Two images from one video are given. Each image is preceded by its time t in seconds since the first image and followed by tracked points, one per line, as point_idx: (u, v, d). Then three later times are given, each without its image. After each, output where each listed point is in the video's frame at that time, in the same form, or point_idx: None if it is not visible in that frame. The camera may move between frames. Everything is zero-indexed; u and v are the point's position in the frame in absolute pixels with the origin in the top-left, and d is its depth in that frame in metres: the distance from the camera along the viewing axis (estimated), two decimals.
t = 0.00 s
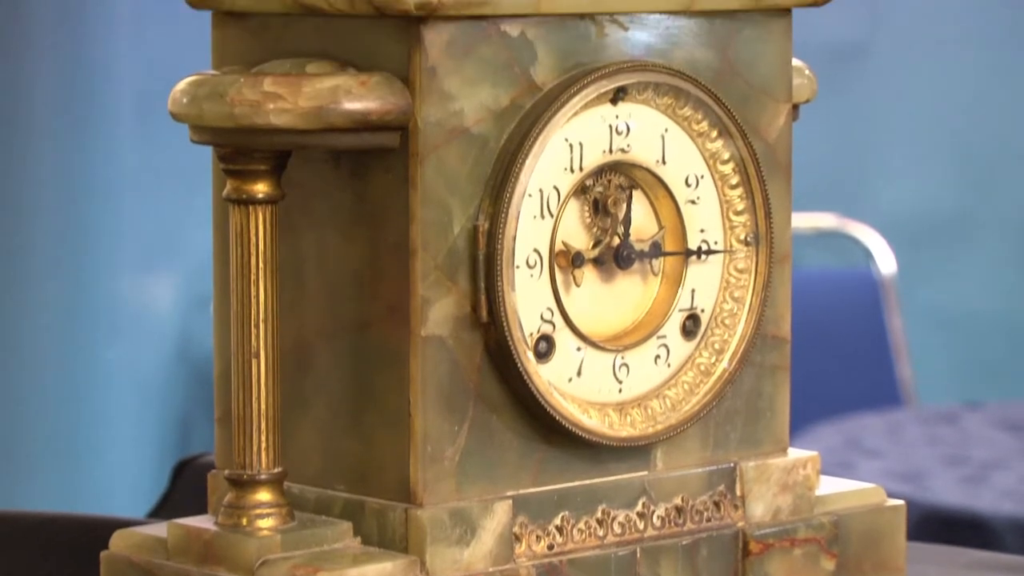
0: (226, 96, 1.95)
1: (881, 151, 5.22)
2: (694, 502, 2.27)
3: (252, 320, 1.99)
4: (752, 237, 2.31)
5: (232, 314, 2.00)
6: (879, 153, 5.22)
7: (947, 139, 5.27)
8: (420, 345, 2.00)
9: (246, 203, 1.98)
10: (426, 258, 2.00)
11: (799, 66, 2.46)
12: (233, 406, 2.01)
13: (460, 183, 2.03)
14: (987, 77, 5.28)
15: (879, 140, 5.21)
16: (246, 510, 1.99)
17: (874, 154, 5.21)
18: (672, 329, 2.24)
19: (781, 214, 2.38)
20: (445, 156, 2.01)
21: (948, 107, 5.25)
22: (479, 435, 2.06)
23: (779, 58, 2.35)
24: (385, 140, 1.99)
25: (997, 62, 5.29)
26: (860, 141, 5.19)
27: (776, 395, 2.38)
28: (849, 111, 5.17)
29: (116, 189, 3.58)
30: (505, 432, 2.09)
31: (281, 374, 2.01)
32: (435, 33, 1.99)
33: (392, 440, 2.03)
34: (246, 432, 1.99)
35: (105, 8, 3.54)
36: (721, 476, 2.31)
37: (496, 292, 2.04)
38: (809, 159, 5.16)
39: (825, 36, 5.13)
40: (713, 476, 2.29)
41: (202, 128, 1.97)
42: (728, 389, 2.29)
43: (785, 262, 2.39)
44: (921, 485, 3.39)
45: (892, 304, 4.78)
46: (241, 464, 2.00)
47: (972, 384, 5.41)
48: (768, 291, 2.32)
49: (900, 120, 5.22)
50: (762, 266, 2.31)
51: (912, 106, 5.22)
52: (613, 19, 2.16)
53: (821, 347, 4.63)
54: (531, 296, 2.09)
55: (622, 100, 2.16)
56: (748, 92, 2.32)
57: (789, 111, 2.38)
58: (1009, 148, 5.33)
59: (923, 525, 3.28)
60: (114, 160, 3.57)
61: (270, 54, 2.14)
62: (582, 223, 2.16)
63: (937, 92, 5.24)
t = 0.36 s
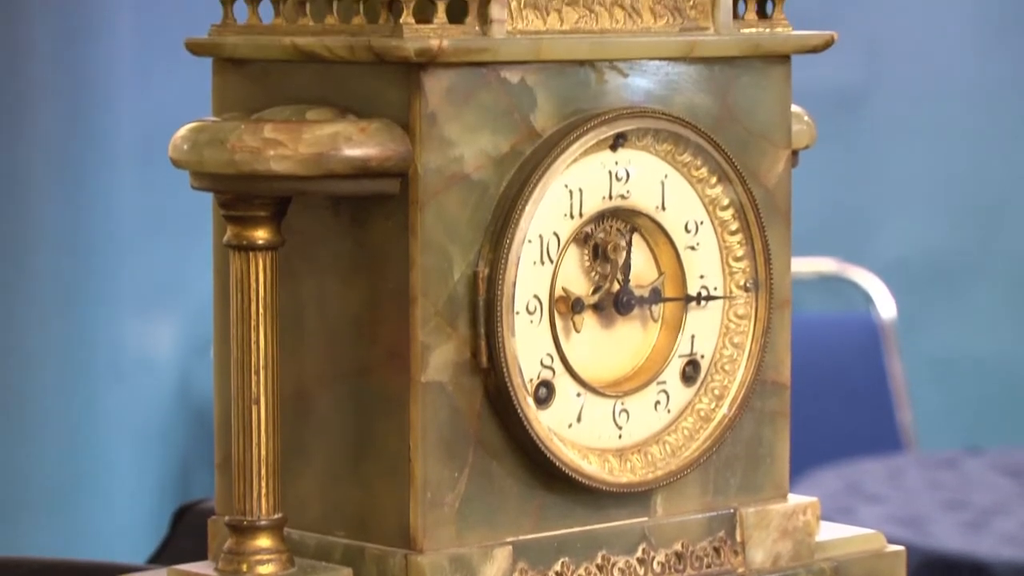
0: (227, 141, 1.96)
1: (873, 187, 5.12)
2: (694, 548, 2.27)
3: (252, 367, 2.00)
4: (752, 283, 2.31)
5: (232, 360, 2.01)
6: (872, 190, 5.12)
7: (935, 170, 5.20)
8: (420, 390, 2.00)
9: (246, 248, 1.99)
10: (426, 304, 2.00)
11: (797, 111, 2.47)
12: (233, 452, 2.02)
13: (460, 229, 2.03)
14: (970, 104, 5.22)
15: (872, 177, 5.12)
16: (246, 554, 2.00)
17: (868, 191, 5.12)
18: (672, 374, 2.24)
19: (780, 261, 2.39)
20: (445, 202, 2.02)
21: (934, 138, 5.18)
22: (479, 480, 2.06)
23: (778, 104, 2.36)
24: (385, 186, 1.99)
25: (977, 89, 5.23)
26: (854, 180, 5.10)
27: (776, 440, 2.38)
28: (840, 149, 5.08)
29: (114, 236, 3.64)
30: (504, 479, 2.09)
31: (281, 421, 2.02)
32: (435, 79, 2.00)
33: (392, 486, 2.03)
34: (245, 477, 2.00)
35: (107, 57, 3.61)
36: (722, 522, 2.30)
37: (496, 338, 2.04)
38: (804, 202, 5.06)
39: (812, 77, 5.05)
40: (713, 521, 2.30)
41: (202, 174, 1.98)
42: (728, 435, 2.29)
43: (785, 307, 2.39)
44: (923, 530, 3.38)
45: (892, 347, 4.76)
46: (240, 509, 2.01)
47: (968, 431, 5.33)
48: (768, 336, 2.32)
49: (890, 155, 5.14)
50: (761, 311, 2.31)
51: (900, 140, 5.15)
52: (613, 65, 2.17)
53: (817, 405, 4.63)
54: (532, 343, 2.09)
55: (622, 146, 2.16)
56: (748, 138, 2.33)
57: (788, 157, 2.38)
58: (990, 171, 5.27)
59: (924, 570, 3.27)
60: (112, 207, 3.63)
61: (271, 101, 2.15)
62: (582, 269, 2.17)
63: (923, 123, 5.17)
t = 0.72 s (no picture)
0: (228, 184, 1.98)
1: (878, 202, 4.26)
2: None
3: (252, 410, 2.01)
4: (752, 325, 2.31)
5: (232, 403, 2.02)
6: (880, 205, 4.26)
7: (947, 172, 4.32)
8: (420, 433, 2.01)
9: (246, 291, 2.01)
10: (427, 347, 2.01)
11: (796, 154, 2.48)
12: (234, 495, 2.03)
13: (461, 272, 2.04)
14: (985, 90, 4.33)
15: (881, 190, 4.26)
16: None
17: (875, 208, 4.26)
18: (672, 416, 2.24)
19: (781, 303, 2.39)
20: (446, 245, 2.03)
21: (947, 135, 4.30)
22: (479, 523, 2.07)
23: (778, 146, 2.36)
24: (385, 230, 2.00)
25: (994, 69, 4.34)
26: (861, 196, 4.24)
27: (776, 483, 2.38)
28: (842, 157, 4.22)
29: (118, 266, 3.24)
30: (504, 520, 2.09)
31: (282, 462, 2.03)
32: (436, 123, 2.00)
33: (391, 527, 2.05)
34: (246, 520, 2.01)
35: (106, 65, 3.18)
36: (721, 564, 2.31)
37: (496, 380, 2.04)
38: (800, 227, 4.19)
39: (821, 59, 4.13)
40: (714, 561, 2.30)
41: (202, 217, 2.00)
42: (728, 477, 2.28)
43: (785, 350, 2.39)
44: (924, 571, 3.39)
45: (892, 391, 3.98)
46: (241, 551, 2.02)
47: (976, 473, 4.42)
48: (769, 377, 2.32)
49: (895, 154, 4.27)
50: (761, 354, 2.31)
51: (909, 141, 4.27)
52: (613, 108, 2.18)
53: (817, 447, 3.91)
54: (532, 385, 2.09)
55: (622, 188, 2.17)
56: (747, 181, 2.33)
57: (788, 199, 2.38)
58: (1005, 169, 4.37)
59: None
60: (112, 236, 3.23)
61: (272, 144, 2.16)
62: (582, 312, 2.17)
63: (933, 116, 4.29)
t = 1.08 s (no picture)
0: (228, 220, 1.98)
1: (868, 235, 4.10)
2: None
3: (253, 445, 2.01)
4: (752, 360, 2.31)
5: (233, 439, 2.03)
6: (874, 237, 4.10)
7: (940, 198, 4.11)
8: (420, 468, 2.02)
9: (246, 325, 2.02)
10: (427, 383, 2.02)
11: (796, 190, 2.49)
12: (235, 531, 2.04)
13: (460, 308, 2.05)
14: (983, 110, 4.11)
15: (873, 221, 4.10)
16: None
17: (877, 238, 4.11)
18: (672, 451, 2.24)
19: (780, 338, 2.39)
20: (446, 280, 2.03)
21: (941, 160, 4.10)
22: (479, 559, 2.08)
23: (778, 182, 2.37)
24: (386, 265, 2.01)
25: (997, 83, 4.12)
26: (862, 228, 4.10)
27: (776, 517, 2.38)
28: (839, 185, 4.07)
29: (119, 305, 3.17)
30: (503, 556, 2.10)
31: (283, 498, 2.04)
32: (436, 159, 2.01)
33: (391, 563, 2.06)
34: (246, 557, 2.02)
35: (109, 101, 3.11)
36: None
37: (496, 416, 2.05)
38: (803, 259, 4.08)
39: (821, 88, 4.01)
40: None
41: (203, 251, 2.00)
42: (727, 512, 2.29)
43: (785, 385, 2.39)
44: None
45: (893, 422, 3.85)
46: None
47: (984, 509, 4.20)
48: (769, 412, 2.32)
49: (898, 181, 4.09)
50: (761, 389, 2.31)
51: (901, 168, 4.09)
52: (613, 144, 2.18)
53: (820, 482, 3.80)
54: (532, 420, 2.09)
55: (622, 224, 2.17)
56: (746, 217, 2.34)
57: (788, 235, 2.39)
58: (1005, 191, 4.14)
59: None
60: (114, 275, 3.15)
61: (273, 179, 2.18)
62: (582, 347, 2.18)
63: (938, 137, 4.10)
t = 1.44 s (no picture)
0: (229, 259, 1.98)
1: (868, 268, 4.05)
2: None
3: (254, 485, 2.01)
4: (752, 399, 2.31)
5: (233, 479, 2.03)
6: (874, 272, 4.05)
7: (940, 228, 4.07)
8: (420, 508, 2.02)
9: (246, 365, 2.02)
10: (428, 422, 2.02)
11: (797, 229, 2.49)
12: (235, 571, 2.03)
13: (461, 347, 2.05)
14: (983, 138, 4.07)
15: (874, 256, 4.05)
16: None
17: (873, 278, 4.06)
18: (672, 490, 2.24)
19: (781, 377, 2.39)
20: (446, 320, 2.04)
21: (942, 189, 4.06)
22: None
23: (778, 222, 2.37)
24: (386, 304, 2.01)
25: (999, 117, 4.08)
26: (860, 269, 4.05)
27: (776, 557, 2.38)
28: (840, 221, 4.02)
29: (120, 340, 3.24)
30: None
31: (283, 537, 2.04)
32: (436, 199, 2.01)
33: None
34: None
35: (109, 139, 3.20)
36: None
37: (497, 455, 2.05)
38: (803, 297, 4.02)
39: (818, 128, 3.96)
40: None
41: (204, 291, 2.01)
42: (728, 551, 2.29)
43: (786, 424, 2.39)
44: None
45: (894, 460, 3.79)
46: None
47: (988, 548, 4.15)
48: (769, 452, 2.32)
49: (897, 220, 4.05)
50: (762, 428, 2.31)
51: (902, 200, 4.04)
52: (613, 184, 2.19)
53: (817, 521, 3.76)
54: (533, 460, 2.09)
55: (622, 263, 2.18)
56: (746, 257, 2.34)
57: (788, 274, 2.40)
58: (1004, 219, 4.10)
59: None
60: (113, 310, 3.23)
61: (274, 219, 2.18)
62: (583, 387, 2.18)
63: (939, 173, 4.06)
